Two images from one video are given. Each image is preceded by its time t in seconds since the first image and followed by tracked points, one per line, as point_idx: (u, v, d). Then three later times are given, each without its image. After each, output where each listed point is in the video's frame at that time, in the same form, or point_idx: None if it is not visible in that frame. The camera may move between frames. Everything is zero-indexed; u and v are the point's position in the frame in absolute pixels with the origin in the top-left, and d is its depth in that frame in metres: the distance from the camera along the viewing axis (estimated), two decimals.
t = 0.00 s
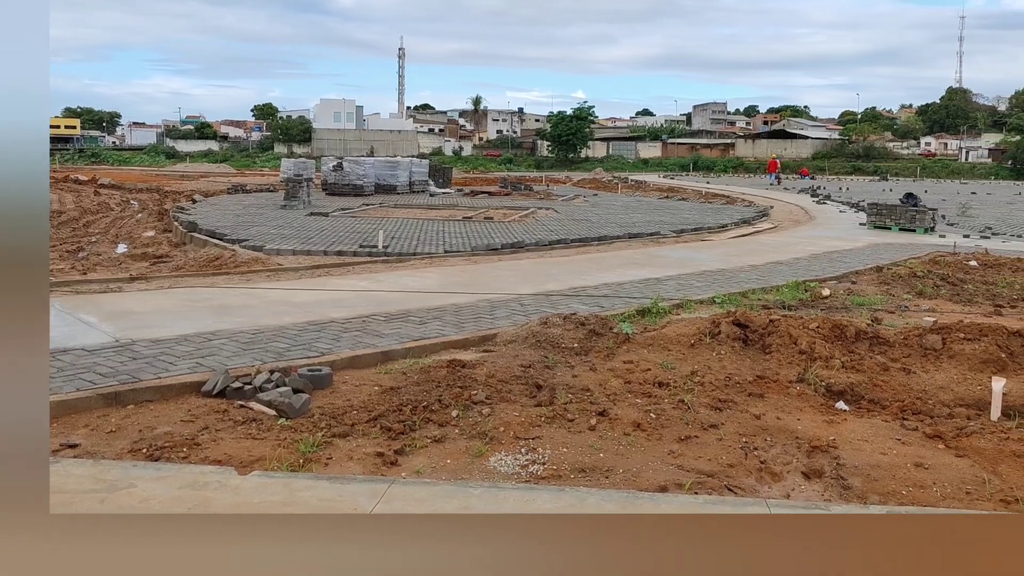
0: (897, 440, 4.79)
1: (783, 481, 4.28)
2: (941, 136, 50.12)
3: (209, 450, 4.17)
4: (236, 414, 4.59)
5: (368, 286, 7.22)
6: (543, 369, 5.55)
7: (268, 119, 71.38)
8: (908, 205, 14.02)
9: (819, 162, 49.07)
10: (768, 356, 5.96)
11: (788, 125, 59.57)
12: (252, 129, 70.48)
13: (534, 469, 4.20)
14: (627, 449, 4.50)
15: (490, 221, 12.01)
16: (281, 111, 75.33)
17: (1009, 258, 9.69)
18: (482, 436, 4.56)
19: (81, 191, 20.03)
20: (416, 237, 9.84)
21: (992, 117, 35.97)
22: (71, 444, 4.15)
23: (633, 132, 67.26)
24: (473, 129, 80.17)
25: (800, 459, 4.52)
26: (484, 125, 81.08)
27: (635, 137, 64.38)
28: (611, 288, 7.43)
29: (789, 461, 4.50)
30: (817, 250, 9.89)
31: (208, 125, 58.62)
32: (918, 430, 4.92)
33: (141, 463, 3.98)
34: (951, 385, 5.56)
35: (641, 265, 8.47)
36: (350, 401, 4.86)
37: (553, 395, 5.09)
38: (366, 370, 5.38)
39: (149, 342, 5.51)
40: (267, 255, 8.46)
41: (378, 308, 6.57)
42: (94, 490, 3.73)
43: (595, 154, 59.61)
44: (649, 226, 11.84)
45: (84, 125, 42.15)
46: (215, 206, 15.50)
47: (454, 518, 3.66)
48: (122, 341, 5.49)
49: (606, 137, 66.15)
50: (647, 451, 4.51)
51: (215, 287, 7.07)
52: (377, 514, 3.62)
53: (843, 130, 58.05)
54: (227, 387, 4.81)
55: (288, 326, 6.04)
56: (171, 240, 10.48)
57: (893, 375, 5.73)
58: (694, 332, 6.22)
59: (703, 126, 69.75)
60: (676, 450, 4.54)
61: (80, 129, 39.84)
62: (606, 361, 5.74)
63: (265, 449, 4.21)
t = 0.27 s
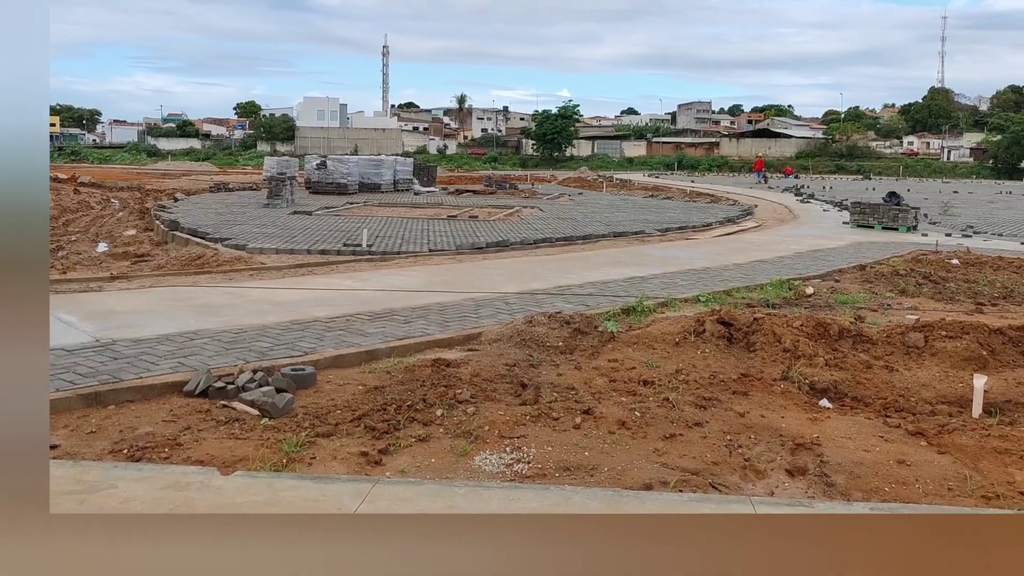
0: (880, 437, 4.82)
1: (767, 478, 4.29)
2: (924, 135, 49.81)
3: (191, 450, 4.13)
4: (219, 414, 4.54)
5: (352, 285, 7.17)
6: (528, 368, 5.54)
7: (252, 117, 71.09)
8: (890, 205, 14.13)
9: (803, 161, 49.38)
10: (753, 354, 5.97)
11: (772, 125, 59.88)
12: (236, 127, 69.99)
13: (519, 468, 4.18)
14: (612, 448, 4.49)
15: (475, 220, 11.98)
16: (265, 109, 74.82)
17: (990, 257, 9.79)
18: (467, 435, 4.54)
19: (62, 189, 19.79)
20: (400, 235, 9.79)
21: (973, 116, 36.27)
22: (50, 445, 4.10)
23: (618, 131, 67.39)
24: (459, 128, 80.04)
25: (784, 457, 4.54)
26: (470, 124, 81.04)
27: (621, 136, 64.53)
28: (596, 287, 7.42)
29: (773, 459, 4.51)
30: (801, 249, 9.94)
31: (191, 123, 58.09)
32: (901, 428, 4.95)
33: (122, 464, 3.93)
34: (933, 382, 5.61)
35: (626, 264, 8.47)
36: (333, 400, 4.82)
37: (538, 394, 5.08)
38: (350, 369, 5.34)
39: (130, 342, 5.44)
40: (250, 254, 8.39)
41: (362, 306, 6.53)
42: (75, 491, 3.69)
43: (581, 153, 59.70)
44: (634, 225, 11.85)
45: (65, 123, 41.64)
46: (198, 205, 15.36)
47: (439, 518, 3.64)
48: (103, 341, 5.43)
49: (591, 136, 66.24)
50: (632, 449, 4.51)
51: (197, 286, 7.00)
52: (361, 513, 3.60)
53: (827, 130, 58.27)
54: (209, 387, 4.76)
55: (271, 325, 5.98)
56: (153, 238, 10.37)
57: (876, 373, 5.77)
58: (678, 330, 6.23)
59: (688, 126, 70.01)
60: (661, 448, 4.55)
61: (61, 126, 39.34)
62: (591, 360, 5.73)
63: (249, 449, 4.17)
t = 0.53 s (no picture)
0: (869, 431, 4.84)
1: (756, 473, 4.31)
2: (913, 131, 49.87)
3: (180, 446, 4.10)
4: (207, 410, 4.52)
5: (341, 281, 7.14)
6: (518, 363, 5.53)
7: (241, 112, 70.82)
8: (879, 200, 14.21)
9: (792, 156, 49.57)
10: (742, 348, 5.99)
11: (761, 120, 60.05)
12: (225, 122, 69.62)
13: (510, 463, 4.18)
14: (602, 443, 4.50)
15: (465, 216, 11.97)
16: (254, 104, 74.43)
17: (976, 252, 9.86)
18: (457, 430, 4.53)
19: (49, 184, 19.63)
20: (389, 231, 9.77)
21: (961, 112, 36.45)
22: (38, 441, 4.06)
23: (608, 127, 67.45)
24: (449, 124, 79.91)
25: (773, 451, 4.55)
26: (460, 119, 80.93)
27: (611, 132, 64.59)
28: (586, 282, 7.43)
29: (763, 453, 4.52)
30: (790, 244, 9.97)
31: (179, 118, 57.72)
32: (889, 422, 4.98)
33: (110, 461, 3.90)
34: (921, 376, 5.65)
35: (616, 259, 8.48)
36: (323, 396, 4.80)
37: (528, 389, 5.07)
38: (339, 365, 5.32)
39: (118, 338, 5.40)
40: (239, 250, 8.35)
41: (352, 302, 6.51)
42: (62, 487, 3.66)
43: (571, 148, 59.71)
44: (624, 220, 11.86)
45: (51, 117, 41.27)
46: (186, 200, 15.27)
47: (430, 512, 3.62)
48: (90, 337, 5.39)
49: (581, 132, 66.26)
50: (622, 444, 4.51)
51: (185, 281, 6.96)
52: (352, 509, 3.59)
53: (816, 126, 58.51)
54: (198, 383, 4.73)
55: (260, 321, 5.95)
56: (140, 234, 10.30)
57: (865, 367, 5.80)
58: (668, 325, 6.25)
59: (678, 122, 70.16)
60: (651, 443, 4.55)
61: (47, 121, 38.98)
62: (581, 355, 5.73)
63: (238, 445, 4.15)
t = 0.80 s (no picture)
0: (868, 423, 4.85)
1: (755, 464, 4.32)
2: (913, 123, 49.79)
3: (180, 438, 4.11)
4: (208, 401, 4.52)
5: (341, 273, 7.15)
6: (518, 355, 5.54)
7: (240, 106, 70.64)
8: (878, 193, 14.21)
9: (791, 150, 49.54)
10: (742, 340, 6.00)
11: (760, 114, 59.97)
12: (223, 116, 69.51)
13: (510, 454, 4.19)
14: (602, 434, 4.51)
15: (464, 208, 11.97)
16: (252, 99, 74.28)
17: (975, 244, 9.88)
18: (457, 422, 4.54)
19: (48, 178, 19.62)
20: (389, 224, 9.77)
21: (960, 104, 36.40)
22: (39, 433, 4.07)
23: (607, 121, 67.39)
24: (448, 118, 79.82)
25: (773, 442, 4.56)
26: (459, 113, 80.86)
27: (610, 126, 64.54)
28: (585, 275, 7.43)
29: (762, 444, 4.53)
30: (789, 237, 9.98)
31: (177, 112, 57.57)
32: (888, 413, 4.99)
33: (111, 452, 3.91)
34: (920, 368, 5.66)
35: (615, 252, 8.48)
36: (323, 388, 4.81)
37: (527, 381, 5.08)
38: (339, 357, 5.33)
39: (118, 330, 5.40)
40: (238, 242, 8.35)
41: (352, 294, 6.51)
42: (63, 478, 3.67)
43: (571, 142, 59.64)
44: (623, 213, 11.87)
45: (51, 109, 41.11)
46: (185, 194, 15.26)
47: (430, 503, 3.63)
48: (90, 329, 5.39)
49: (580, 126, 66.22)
50: (622, 435, 4.52)
51: (184, 274, 6.96)
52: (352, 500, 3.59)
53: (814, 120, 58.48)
54: (198, 374, 4.74)
55: (259, 313, 5.96)
56: (140, 227, 10.29)
57: (864, 359, 5.81)
58: (668, 317, 6.25)
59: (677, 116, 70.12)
60: (651, 434, 4.56)
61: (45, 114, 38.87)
62: (581, 347, 5.74)
63: (238, 436, 4.16)
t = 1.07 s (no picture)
0: (877, 421, 4.85)
1: (764, 461, 4.32)
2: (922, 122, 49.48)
3: (191, 434, 4.13)
4: (218, 398, 4.55)
5: (350, 271, 7.17)
6: (526, 352, 5.55)
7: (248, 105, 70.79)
8: (886, 191, 14.16)
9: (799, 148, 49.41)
10: (750, 338, 6.00)
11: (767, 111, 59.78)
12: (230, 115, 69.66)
13: (519, 451, 4.20)
14: (611, 431, 4.51)
15: (472, 206, 11.97)
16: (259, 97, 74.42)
17: (984, 242, 9.83)
18: (466, 419, 4.55)
19: (59, 176, 19.70)
20: (397, 221, 9.78)
21: (969, 102, 36.21)
22: (51, 430, 4.10)
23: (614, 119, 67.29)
24: (454, 116, 79.82)
25: (781, 440, 4.56)
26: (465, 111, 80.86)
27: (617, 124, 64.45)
28: (593, 272, 7.43)
29: (770, 442, 4.54)
30: (798, 234, 9.96)
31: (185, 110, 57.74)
32: (897, 411, 4.99)
33: (123, 448, 3.94)
34: (929, 366, 5.65)
35: (623, 249, 8.48)
36: (332, 385, 4.83)
37: (536, 378, 5.09)
38: (348, 354, 5.35)
39: (129, 327, 5.43)
40: (247, 240, 8.38)
41: (360, 292, 6.53)
42: (76, 474, 3.70)
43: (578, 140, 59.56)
44: (631, 211, 11.86)
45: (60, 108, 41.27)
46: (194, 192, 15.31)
47: (440, 499, 3.65)
48: (101, 326, 5.42)
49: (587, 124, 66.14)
50: (630, 432, 4.53)
51: (194, 272, 6.99)
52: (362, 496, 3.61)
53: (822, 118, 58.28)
54: (209, 371, 4.76)
55: (269, 311, 5.98)
56: (150, 225, 10.34)
57: (873, 357, 5.80)
58: (676, 315, 6.26)
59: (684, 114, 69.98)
60: (659, 431, 4.57)
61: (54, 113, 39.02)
62: (589, 345, 5.75)
63: (249, 433, 4.18)
